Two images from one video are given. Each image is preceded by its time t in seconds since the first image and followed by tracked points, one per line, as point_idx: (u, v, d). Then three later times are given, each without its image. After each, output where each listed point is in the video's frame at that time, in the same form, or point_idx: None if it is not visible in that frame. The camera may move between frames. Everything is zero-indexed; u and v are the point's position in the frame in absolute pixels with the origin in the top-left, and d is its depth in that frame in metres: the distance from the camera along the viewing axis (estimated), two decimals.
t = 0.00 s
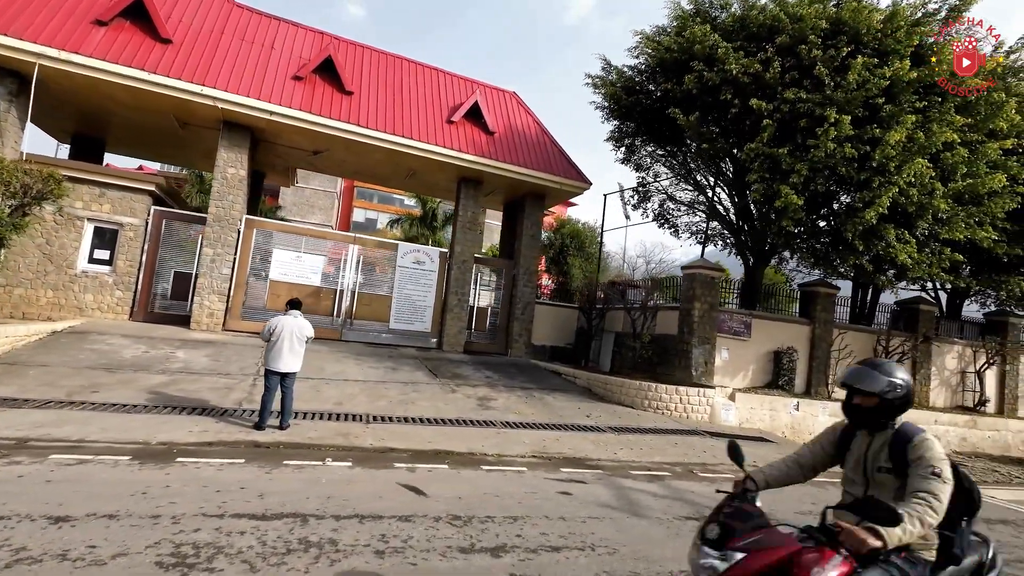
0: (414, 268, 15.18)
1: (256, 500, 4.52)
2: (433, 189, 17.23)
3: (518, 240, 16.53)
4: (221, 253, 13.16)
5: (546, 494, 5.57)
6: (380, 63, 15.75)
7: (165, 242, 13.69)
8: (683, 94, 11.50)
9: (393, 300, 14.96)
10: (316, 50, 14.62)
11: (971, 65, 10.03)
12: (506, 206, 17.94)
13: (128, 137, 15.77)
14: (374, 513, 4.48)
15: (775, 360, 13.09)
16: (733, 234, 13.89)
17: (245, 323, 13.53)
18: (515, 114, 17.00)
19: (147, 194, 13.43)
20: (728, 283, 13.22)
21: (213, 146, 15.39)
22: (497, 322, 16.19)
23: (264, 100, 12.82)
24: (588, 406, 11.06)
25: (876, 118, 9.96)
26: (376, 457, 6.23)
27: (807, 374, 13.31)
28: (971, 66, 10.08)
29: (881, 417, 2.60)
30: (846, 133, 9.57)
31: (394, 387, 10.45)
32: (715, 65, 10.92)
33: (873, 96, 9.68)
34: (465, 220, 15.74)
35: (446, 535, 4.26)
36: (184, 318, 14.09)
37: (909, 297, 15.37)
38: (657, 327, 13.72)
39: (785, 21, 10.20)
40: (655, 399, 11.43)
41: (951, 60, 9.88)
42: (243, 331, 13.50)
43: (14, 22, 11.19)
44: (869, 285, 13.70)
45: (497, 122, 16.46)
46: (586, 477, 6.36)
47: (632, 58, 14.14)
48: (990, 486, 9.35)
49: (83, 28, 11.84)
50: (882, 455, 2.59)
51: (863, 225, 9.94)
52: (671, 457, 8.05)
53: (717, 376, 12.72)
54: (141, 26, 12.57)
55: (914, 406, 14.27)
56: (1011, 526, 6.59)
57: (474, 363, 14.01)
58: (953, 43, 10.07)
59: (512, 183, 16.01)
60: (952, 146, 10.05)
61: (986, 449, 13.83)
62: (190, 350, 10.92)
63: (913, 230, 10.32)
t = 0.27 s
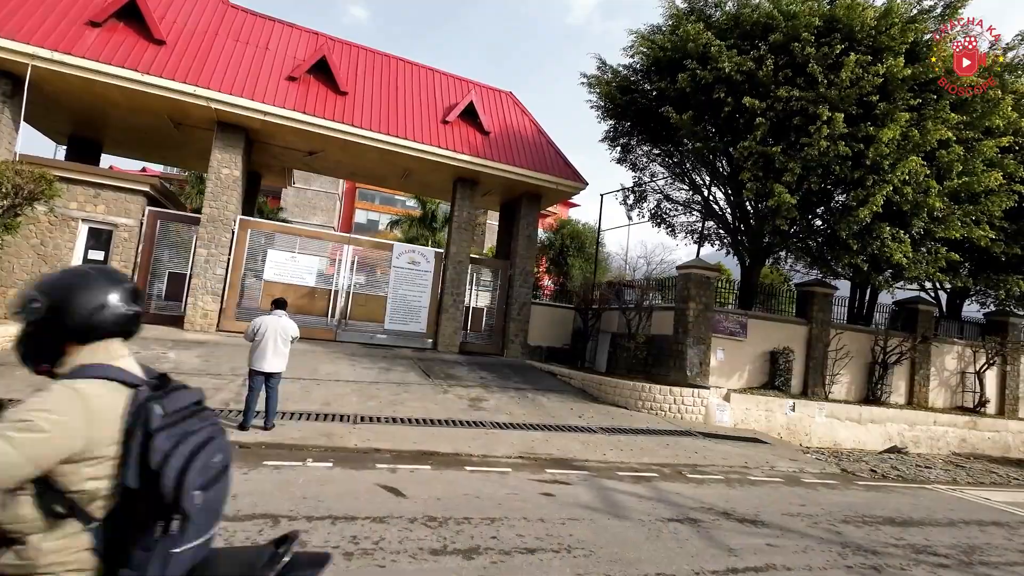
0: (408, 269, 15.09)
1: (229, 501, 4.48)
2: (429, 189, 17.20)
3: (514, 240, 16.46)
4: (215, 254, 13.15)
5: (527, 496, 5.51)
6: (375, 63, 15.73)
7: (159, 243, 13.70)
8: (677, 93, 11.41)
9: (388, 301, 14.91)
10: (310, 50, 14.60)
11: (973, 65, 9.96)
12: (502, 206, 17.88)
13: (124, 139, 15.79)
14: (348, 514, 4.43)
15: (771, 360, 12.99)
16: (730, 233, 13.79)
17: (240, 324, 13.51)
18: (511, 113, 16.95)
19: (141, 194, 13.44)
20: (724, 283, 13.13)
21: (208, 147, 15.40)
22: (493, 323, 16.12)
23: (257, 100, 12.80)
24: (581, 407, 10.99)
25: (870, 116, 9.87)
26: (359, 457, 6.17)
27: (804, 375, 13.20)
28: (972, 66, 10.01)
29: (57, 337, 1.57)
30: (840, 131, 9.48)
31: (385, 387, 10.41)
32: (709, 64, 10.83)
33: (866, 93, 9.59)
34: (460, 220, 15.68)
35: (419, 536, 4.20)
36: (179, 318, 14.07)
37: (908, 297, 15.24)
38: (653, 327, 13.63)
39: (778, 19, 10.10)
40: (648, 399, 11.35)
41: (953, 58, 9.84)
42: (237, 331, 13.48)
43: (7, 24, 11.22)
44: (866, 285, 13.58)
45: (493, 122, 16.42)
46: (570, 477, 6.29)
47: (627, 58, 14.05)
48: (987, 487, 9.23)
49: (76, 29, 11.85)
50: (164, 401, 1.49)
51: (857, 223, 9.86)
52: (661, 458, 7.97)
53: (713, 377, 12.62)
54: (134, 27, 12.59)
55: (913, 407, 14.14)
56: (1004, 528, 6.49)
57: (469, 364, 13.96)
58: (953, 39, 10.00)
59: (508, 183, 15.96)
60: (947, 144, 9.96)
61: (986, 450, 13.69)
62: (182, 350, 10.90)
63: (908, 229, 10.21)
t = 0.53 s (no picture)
0: (406, 267, 15.03)
1: (202, 500, 4.39)
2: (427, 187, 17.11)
3: (513, 238, 16.37)
4: (210, 252, 13.11)
5: (511, 495, 5.38)
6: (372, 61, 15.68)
7: (156, 241, 13.67)
8: (674, 88, 11.26)
9: (385, 300, 14.83)
10: (307, 48, 14.55)
11: (972, 65, 9.70)
12: (501, 205, 17.77)
13: (122, 138, 15.79)
14: (322, 514, 4.32)
15: (772, 359, 12.81)
16: (730, 231, 13.62)
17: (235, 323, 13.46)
18: (510, 111, 16.84)
19: (137, 193, 13.42)
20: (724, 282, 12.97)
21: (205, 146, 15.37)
22: (491, 322, 16.02)
23: (252, 98, 12.74)
24: (577, 406, 10.86)
25: (870, 109, 9.70)
26: (342, 456, 6.08)
27: (805, 374, 13.01)
28: (972, 66, 9.74)
29: None
30: (839, 125, 9.31)
31: (379, 386, 10.32)
32: (706, 58, 10.69)
33: (866, 86, 9.41)
34: (458, 218, 15.59)
35: (392, 536, 4.08)
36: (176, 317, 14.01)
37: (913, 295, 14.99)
38: (651, 326, 13.47)
39: (777, 12, 9.92)
40: (645, 399, 11.21)
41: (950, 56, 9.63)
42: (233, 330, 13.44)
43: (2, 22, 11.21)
44: (869, 283, 13.38)
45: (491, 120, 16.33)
46: (558, 477, 6.16)
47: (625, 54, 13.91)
48: (990, 489, 9.02)
49: (70, 28, 11.84)
50: None
51: (856, 219, 9.70)
52: (654, 457, 7.83)
53: (712, 376, 12.45)
54: (129, 25, 12.56)
55: (917, 407, 13.90)
56: (1005, 530, 6.30)
57: (466, 363, 13.85)
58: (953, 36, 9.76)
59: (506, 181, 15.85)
60: (949, 138, 9.77)
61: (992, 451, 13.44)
62: (175, 349, 10.85)
63: (910, 225, 10.02)
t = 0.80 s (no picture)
0: (405, 267, 14.96)
1: (176, 504, 4.30)
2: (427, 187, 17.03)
3: (513, 238, 16.27)
4: (209, 252, 13.10)
5: (496, 500, 5.25)
6: (371, 60, 15.61)
7: (156, 241, 13.66)
8: (674, 85, 11.09)
9: (384, 300, 14.76)
10: (306, 47, 14.50)
11: (972, 65, 9.40)
12: (503, 204, 17.67)
13: (123, 139, 15.83)
14: (297, 519, 4.21)
15: (775, 361, 12.60)
16: (732, 230, 13.42)
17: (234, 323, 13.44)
18: (510, 110, 16.73)
19: (137, 193, 13.43)
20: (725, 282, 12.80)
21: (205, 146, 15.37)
22: (491, 323, 15.91)
23: (251, 98, 12.71)
24: (574, 408, 10.72)
25: (874, 105, 9.48)
26: (328, 459, 5.98)
27: (809, 376, 12.79)
28: (973, 66, 9.44)
29: None
30: (841, 121, 9.10)
31: (374, 387, 10.23)
32: (706, 55, 10.52)
33: (870, 81, 9.20)
34: (457, 218, 15.50)
35: (367, 543, 3.96)
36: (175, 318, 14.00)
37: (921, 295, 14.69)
38: (652, 327, 13.30)
39: (778, 6, 9.72)
40: (645, 400, 11.04)
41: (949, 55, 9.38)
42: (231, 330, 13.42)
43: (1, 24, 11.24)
44: (875, 283, 13.13)
45: (491, 119, 16.23)
46: (547, 481, 6.02)
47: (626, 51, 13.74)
48: (998, 494, 8.77)
49: (69, 29, 11.85)
50: None
51: (860, 218, 9.49)
52: (650, 461, 7.67)
53: (713, 377, 12.27)
54: (128, 26, 12.56)
55: (925, 409, 13.61)
56: (1011, 538, 6.08)
57: (465, 364, 13.74)
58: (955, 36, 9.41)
59: (507, 181, 15.74)
60: (956, 134, 9.53)
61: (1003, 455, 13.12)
62: (171, 349, 10.82)
63: (914, 223, 9.79)
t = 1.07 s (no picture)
0: (405, 267, 14.92)
1: (153, 501, 4.26)
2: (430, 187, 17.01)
3: (515, 237, 16.21)
4: (209, 251, 13.15)
5: (481, 500, 5.17)
6: (373, 60, 15.60)
7: (158, 241, 13.73)
8: (674, 81, 10.95)
9: (384, 299, 14.74)
10: (307, 46, 14.52)
11: (973, 64, 9.14)
12: (505, 203, 17.61)
13: (128, 140, 15.95)
14: (273, 517, 4.16)
15: (778, 360, 12.42)
16: (736, 228, 13.25)
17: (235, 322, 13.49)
18: (512, 109, 16.66)
19: (139, 193, 13.50)
20: (727, 280, 12.65)
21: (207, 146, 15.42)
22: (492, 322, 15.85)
23: (251, 97, 12.73)
24: (573, 408, 10.62)
25: (877, 99, 9.29)
26: (314, 457, 5.93)
27: (813, 376, 12.59)
28: (973, 66, 9.19)
29: None
30: (844, 116, 8.93)
31: (370, 386, 10.20)
32: (706, 50, 10.38)
33: (873, 74, 9.02)
34: (458, 217, 15.46)
35: (341, 541, 3.90)
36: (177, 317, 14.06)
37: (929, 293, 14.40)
38: (653, 327, 13.15)
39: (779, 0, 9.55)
40: (644, 401, 10.92)
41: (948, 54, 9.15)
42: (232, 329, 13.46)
43: (4, 25, 11.33)
44: (881, 282, 12.89)
45: (493, 117, 16.15)
46: (535, 481, 5.92)
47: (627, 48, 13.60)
48: (1005, 497, 8.54)
49: (71, 30, 11.93)
50: None
51: (863, 215, 9.30)
52: (644, 461, 7.55)
53: (715, 377, 12.12)
54: (130, 26, 12.63)
55: (933, 411, 13.33)
56: (1015, 543, 5.89)
57: (465, 364, 13.68)
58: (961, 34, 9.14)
59: (508, 180, 15.67)
60: (962, 128, 9.31)
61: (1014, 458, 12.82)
62: (170, 348, 10.85)
63: (919, 220, 9.59)
